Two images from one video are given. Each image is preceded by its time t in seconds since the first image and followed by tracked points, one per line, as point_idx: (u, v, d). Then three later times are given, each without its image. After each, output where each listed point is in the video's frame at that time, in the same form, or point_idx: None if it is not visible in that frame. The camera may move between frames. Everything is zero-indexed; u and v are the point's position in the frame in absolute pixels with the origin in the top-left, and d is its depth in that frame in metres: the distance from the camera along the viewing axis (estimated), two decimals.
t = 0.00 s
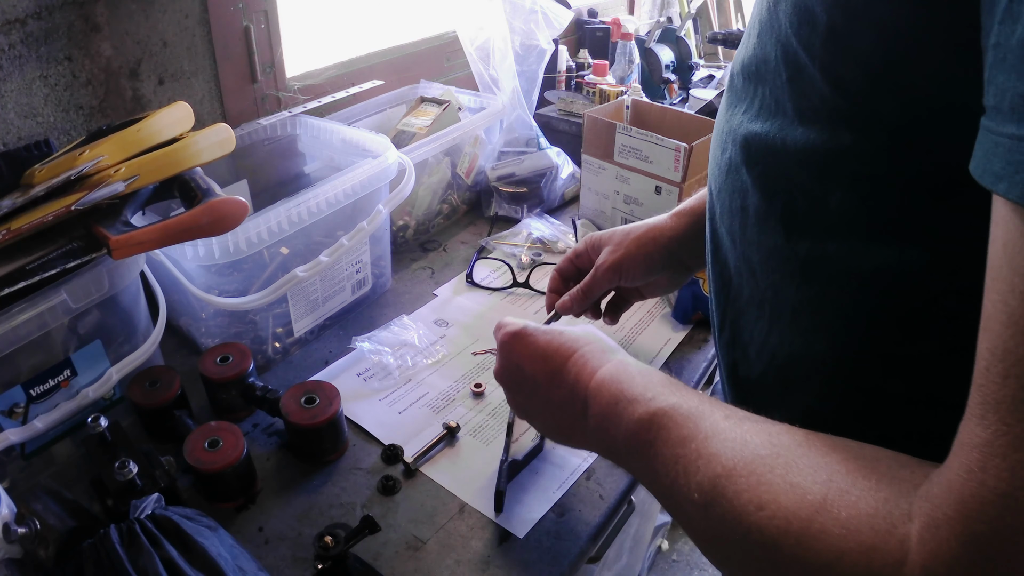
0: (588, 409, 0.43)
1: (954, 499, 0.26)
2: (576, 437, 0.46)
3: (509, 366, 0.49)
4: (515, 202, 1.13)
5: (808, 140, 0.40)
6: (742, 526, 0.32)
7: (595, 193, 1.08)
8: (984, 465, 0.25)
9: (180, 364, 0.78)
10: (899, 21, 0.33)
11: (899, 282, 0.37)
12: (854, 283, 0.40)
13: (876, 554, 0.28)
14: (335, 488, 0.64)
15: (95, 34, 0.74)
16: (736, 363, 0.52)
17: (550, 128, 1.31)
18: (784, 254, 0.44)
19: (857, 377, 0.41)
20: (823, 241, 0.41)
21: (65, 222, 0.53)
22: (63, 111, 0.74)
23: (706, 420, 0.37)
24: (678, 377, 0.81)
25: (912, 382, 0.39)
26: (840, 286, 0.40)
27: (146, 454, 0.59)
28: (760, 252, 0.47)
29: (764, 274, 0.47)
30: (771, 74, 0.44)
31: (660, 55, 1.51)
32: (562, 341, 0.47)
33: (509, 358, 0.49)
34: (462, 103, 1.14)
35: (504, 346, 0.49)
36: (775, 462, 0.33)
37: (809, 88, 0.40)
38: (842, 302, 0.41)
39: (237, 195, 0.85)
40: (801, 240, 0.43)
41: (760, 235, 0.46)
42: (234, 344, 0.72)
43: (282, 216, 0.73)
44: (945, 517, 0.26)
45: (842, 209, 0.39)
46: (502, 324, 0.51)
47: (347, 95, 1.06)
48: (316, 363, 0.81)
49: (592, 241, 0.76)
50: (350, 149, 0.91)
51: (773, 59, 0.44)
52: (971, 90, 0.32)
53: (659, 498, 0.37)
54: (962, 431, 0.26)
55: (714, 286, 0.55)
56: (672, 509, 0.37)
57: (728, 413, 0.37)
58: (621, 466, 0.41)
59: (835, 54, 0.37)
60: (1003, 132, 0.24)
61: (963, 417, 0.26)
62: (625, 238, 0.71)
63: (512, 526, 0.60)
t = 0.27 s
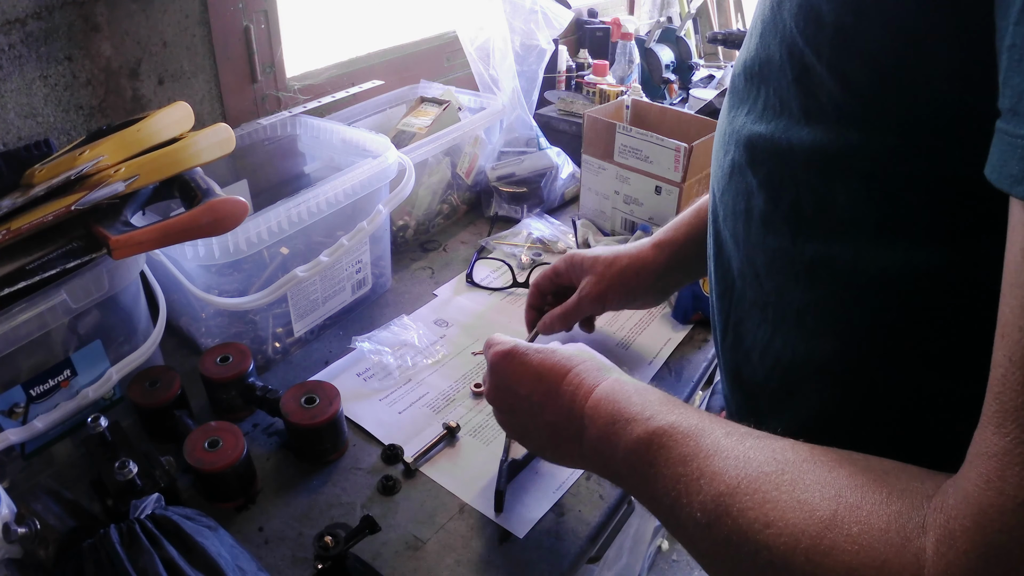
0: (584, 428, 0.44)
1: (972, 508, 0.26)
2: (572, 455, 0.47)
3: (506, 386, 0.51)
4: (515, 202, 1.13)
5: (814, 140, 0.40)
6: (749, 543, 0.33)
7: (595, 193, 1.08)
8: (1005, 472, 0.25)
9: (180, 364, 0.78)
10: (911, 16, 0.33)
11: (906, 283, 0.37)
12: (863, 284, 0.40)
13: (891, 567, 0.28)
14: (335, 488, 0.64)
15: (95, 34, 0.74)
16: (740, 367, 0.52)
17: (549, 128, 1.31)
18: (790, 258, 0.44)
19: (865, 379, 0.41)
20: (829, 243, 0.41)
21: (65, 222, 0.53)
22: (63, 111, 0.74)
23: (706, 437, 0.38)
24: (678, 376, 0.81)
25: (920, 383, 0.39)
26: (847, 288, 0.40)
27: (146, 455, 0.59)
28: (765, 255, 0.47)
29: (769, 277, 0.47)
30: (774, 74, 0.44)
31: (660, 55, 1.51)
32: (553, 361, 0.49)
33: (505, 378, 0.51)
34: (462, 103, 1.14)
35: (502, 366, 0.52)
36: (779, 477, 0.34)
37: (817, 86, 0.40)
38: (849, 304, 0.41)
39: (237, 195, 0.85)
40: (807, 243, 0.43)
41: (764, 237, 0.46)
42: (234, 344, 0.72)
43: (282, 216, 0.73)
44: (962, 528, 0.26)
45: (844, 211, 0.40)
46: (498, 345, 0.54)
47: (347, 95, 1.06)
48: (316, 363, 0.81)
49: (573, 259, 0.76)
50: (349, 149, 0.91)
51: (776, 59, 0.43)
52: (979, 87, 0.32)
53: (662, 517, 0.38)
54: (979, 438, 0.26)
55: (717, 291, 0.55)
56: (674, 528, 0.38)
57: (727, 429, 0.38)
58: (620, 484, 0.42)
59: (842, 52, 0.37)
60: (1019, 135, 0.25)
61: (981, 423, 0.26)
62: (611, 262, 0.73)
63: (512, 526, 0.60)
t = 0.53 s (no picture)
0: (555, 440, 0.44)
1: (973, 503, 0.27)
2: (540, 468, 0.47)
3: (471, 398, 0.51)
4: (515, 202, 1.13)
5: (822, 145, 0.41)
6: (741, 549, 0.33)
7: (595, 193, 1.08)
8: (1006, 467, 0.26)
9: (180, 364, 0.78)
10: (927, 19, 0.34)
11: (917, 289, 0.38)
12: (872, 289, 0.40)
13: (891, 565, 0.29)
14: (335, 488, 0.64)
15: (96, 34, 0.74)
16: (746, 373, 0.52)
17: (549, 128, 1.31)
18: (797, 263, 0.44)
19: (874, 383, 0.42)
20: (838, 248, 0.41)
21: (65, 222, 0.53)
22: (63, 111, 0.74)
23: (685, 444, 0.38)
24: (678, 376, 0.81)
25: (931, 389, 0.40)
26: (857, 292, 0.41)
27: (146, 455, 0.59)
28: (771, 260, 0.47)
29: (776, 281, 0.47)
30: (784, 79, 0.44)
31: (660, 55, 1.50)
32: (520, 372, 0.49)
33: (471, 392, 0.51)
34: (462, 103, 1.14)
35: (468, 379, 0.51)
36: (765, 481, 0.34)
37: (827, 91, 0.40)
38: (858, 309, 0.41)
39: (237, 195, 0.85)
40: (815, 248, 0.43)
41: (770, 242, 0.47)
42: (234, 344, 0.72)
43: (282, 216, 0.73)
44: (962, 524, 0.27)
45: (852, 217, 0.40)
46: (461, 356, 0.53)
47: (347, 95, 1.06)
48: (316, 363, 0.81)
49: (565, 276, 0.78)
50: (349, 149, 0.91)
51: (786, 64, 0.44)
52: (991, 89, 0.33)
53: (641, 526, 0.38)
54: (978, 434, 0.27)
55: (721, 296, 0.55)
56: (656, 538, 0.38)
57: (704, 434, 0.39)
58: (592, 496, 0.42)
59: (857, 57, 0.37)
60: None
61: (981, 419, 0.27)
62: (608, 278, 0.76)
63: (512, 526, 0.60)
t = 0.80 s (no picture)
0: (538, 441, 0.46)
1: (945, 502, 0.27)
2: (526, 471, 0.48)
3: (462, 401, 0.53)
4: (515, 202, 1.13)
5: (822, 149, 0.41)
6: (712, 545, 0.34)
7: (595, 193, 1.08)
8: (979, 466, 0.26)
9: (180, 364, 0.78)
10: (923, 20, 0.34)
11: (919, 292, 0.38)
12: (874, 293, 0.40)
13: (860, 561, 0.29)
14: (335, 488, 0.64)
15: (95, 34, 0.74)
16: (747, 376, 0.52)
17: (550, 128, 1.31)
18: (800, 266, 0.44)
19: (869, 385, 0.42)
20: (838, 252, 0.42)
21: (65, 222, 0.53)
22: (63, 111, 0.74)
23: (665, 443, 0.39)
24: (679, 376, 0.81)
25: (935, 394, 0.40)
26: (859, 296, 0.41)
27: (146, 455, 0.59)
28: (773, 263, 0.47)
29: (777, 283, 0.47)
30: (787, 82, 0.44)
31: (660, 55, 1.51)
32: (507, 375, 0.51)
33: (464, 395, 0.53)
34: (462, 103, 1.14)
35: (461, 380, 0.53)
36: (739, 477, 0.35)
37: (828, 95, 0.40)
38: (856, 313, 0.41)
39: (237, 195, 0.85)
40: (817, 252, 0.43)
41: (772, 245, 0.47)
42: (234, 344, 0.72)
43: (282, 216, 0.73)
44: (934, 522, 0.28)
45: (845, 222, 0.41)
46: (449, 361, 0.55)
47: (347, 95, 1.06)
48: (316, 363, 0.81)
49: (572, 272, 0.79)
50: (350, 149, 0.91)
51: (790, 66, 0.44)
52: (987, 93, 0.33)
53: (618, 525, 0.39)
54: (953, 433, 0.28)
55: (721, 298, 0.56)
56: (632, 538, 0.38)
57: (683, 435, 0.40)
58: (574, 498, 0.43)
59: (858, 62, 0.37)
60: None
61: (956, 418, 0.27)
62: (613, 278, 0.77)
63: (512, 526, 0.60)
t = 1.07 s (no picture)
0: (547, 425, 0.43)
1: (951, 498, 0.26)
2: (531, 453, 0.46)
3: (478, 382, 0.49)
4: (515, 202, 1.13)
5: (828, 145, 0.39)
6: (721, 537, 0.32)
7: (595, 193, 1.08)
8: (985, 462, 0.24)
9: (180, 364, 0.78)
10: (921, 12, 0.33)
11: (925, 293, 0.37)
12: (879, 294, 0.39)
13: (866, 556, 0.28)
14: (335, 488, 0.64)
15: (95, 34, 0.74)
16: (752, 372, 0.52)
17: (550, 128, 1.31)
18: (805, 265, 0.44)
19: (874, 384, 0.41)
20: (843, 251, 0.41)
21: (65, 222, 0.53)
22: (63, 111, 0.74)
23: (682, 437, 0.36)
24: (678, 377, 0.81)
25: (940, 395, 0.39)
26: (864, 297, 0.40)
27: (146, 454, 0.59)
28: (778, 262, 0.46)
29: (782, 281, 0.46)
30: (792, 77, 0.43)
31: (660, 55, 1.51)
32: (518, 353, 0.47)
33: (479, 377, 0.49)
34: (462, 103, 1.14)
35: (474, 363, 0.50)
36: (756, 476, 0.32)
37: (833, 93, 0.39)
38: (860, 313, 0.41)
39: (237, 195, 0.85)
40: (822, 252, 0.42)
41: (777, 244, 0.46)
42: (234, 344, 0.72)
43: (282, 216, 0.73)
44: (939, 517, 0.26)
45: (851, 218, 0.40)
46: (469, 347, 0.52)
47: (347, 95, 1.06)
48: (316, 363, 0.81)
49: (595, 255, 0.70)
50: (349, 149, 0.91)
51: (795, 63, 0.43)
52: (987, 78, 0.31)
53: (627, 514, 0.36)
54: (961, 428, 0.26)
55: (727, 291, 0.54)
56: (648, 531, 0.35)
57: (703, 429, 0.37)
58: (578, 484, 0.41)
59: (862, 59, 0.36)
60: None
61: (963, 414, 0.26)
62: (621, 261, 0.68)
63: (512, 526, 0.60)
